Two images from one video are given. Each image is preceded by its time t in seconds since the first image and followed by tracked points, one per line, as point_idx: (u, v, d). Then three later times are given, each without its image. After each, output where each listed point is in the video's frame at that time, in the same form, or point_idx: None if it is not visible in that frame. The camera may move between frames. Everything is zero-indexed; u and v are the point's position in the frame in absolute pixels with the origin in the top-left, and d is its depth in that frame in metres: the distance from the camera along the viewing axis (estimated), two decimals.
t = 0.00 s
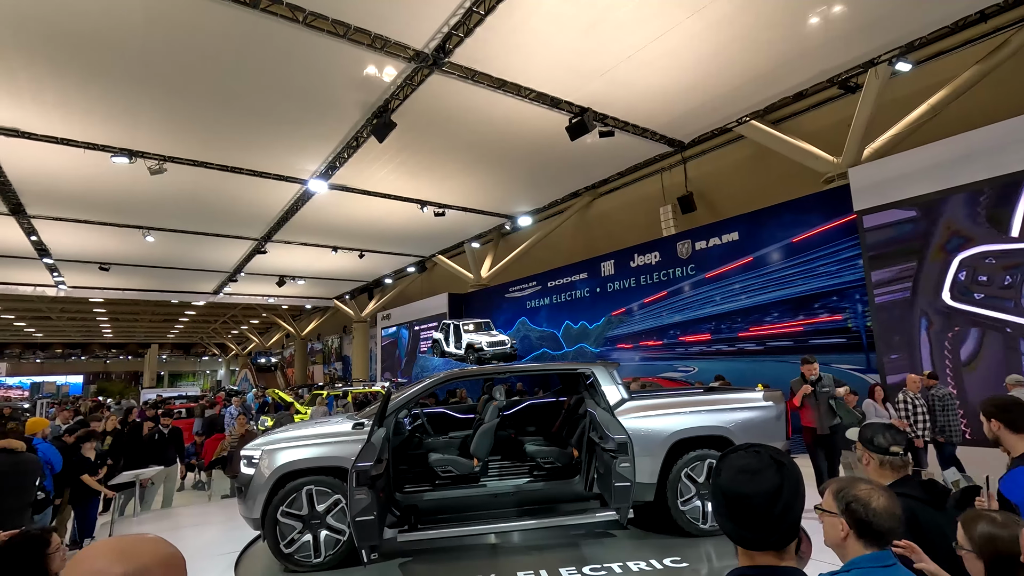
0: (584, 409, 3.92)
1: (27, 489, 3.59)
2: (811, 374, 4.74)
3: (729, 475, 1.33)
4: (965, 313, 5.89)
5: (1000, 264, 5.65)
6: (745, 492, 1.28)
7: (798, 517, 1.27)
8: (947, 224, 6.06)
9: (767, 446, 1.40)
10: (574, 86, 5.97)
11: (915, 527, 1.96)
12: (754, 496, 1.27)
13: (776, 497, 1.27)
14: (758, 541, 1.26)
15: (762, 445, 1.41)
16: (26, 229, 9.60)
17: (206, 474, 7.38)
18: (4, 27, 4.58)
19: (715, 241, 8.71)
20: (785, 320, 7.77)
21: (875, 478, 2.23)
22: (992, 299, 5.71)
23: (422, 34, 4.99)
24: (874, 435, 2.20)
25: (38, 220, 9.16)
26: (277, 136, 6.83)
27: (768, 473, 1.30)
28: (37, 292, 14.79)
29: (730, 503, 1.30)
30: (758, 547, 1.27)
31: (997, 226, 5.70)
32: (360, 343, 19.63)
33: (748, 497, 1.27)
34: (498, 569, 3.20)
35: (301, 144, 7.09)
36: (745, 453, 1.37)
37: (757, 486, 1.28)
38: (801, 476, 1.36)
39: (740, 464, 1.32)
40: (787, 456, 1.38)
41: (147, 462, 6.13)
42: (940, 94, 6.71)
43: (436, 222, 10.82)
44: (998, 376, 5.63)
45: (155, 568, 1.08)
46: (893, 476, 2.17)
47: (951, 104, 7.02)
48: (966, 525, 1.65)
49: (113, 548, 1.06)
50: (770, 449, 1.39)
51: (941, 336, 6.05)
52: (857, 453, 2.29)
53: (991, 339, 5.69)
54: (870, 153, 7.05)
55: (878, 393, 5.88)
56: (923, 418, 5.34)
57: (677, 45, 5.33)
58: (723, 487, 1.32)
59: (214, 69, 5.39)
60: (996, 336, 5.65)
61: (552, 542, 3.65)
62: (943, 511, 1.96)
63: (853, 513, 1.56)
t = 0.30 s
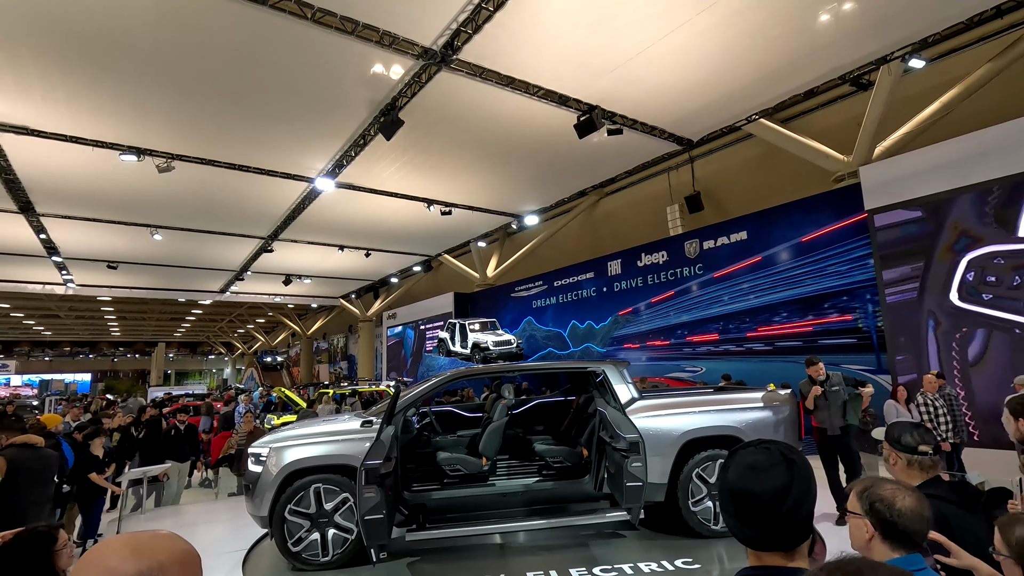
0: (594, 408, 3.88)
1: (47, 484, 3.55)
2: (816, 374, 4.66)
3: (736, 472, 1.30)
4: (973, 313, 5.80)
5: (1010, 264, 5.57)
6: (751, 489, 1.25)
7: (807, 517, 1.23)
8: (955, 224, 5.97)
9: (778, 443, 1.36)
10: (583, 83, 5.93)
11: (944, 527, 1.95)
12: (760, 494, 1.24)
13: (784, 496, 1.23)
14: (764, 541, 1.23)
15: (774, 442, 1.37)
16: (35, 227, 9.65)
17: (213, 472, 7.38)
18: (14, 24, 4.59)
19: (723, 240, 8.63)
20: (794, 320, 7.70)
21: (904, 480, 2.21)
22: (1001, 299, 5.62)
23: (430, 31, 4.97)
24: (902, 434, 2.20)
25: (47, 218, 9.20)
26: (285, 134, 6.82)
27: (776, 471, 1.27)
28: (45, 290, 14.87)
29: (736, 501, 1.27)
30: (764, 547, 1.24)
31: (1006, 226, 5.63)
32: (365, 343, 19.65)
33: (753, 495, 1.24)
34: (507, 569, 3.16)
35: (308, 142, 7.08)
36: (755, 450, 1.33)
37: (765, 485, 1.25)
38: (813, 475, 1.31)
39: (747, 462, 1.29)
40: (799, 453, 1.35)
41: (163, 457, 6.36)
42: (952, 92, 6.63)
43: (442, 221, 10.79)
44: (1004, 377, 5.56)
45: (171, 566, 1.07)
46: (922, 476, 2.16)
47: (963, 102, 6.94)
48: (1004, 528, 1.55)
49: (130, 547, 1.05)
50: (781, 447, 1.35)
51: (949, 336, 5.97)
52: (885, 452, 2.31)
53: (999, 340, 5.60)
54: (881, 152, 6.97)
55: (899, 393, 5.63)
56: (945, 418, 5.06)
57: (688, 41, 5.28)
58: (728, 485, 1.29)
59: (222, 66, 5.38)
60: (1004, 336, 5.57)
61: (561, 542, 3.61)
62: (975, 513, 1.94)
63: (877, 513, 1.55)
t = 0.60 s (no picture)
0: (603, 409, 3.84)
1: (60, 481, 3.44)
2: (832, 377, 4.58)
3: (738, 479, 1.25)
4: (982, 316, 5.70)
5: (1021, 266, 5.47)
6: (753, 497, 1.20)
7: (812, 528, 1.17)
8: (964, 226, 5.88)
9: (784, 450, 1.31)
10: (591, 81, 5.88)
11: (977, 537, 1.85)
12: (762, 502, 1.19)
13: (788, 505, 1.18)
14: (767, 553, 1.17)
15: (780, 448, 1.32)
16: (45, 225, 9.70)
17: (219, 470, 7.38)
18: (23, 22, 4.59)
19: (732, 240, 8.53)
20: (804, 321, 7.61)
21: (933, 488, 2.11)
22: (1011, 302, 5.52)
23: (438, 29, 4.94)
24: (929, 439, 2.09)
25: (56, 217, 9.24)
26: (292, 133, 6.81)
27: (780, 478, 1.21)
28: (55, 288, 14.96)
29: (739, 511, 1.21)
30: (767, 559, 1.19)
31: (1017, 227, 5.53)
32: (372, 342, 19.66)
33: (756, 504, 1.19)
34: (515, 572, 3.12)
35: (315, 141, 7.06)
36: (759, 457, 1.28)
37: (768, 492, 1.20)
38: (820, 484, 1.26)
39: (749, 468, 1.24)
40: (806, 461, 1.29)
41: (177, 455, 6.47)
42: (966, 90, 6.53)
43: (448, 221, 10.77)
44: (1012, 381, 5.47)
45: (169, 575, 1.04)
46: (951, 483, 2.06)
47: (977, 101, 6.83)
48: None
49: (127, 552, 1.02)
50: (788, 453, 1.30)
51: (956, 339, 5.87)
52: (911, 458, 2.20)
53: (1009, 343, 5.50)
54: (893, 151, 6.87)
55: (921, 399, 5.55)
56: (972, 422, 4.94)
57: (697, 39, 5.22)
58: (730, 493, 1.24)
59: (229, 65, 5.37)
60: (1012, 338, 5.48)
61: (568, 545, 3.56)
62: (1008, 522, 1.85)
63: (885, 525, 1.55)
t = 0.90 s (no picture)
0: (610, 412, 3.77)
1: (62, 480, 3.43)
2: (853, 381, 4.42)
3: (737, 490, 1.21)
4: (992, 322, 5.60)
5: None
6: (752, 509, 1.16)
7: (815, 541, 1.13)
8: (973, 229, 5.78)
9: (786, 458, 1.26)
10: (599, 80, 5.83)
11: (1009, 551, 1.74)
12: (762, 515, 1.15)
13: (789, 517, 1.14)
14: (767, 568, 1.14)
15: (781, 457, 1.28)
16: (54, 224, 9.75)
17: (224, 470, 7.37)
18: (31, 20, 4.59)
19: (741, 242, 8.43)
20: (814, 324, 7.51)
21: (957, 499, 2.03)
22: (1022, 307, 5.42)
23: (445, 27, 4.90)
24: (954, 446, 2.03)
25: (65, 216, 9.28)
26: (297, 132, 6.79)
27: (781, 488, 1.17)
28: (64, 287, 15.06)
29: (738, 523, 1.18)
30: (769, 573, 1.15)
31: None
32: (377, 343, 19.68)
33: (755, 516, 1.15)
34: None
35: (321, 140, 7.05)
36: (759, 466, 1.24)
37: (769, 504, 1.16)
38: (824, 493, 1.22)
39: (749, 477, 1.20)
40: (809, 470, 1.25)
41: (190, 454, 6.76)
42: (981, 90, 6.41)
43: (455, 222, 10.74)
44: None
45: None
46: (977, 493, 1.98)
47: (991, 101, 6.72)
48: None
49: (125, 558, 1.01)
50: (790, 462, 1.26)
51: (966, 343, 5.77)
52: (936, 466, 2.11)
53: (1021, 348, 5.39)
54: (905, 152, 6.77)
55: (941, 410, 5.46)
56: (1000, 430, 4.82)
57: (707, 37, 5.15)
58: (729, 505, 1.20)
59: (236, 63, 5.36)
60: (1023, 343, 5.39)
61: (574, 550, 3.50)
62: None
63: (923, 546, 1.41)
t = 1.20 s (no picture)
0: (614, 414, 3.73)
1: (64, 479, 3.44)
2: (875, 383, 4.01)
3: (736, 498, 1.25)
4: (1002, 327, 5.50)
5: None
6: (753, 520, 1.20)
7: (814, 549, 1.19)
8: (983, 232, 5.69)
9: (781, 465, 1.31)
10: (605, 80, 5.79)
11: None
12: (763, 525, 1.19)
13: (789, 528, 1.19)
14: None
15: (777, 463, 1.32)
16: (63, 224, 9.81)
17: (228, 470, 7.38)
18: (39, 20, 4.62)
19: (748, 243, 8.35)
20: (823, 327, 7.42)
21: (971, 507, 1.98)
22: None
23: (451, 26, 4.88)
24: (969, 452, 1.97)
25: (74, 215, 9.34)
26: (304, 132, 6.80)
27: (781, 498, 1.22)
28: (74, 287, 15.18)
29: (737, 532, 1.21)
30: None
31: None
32: (384, 343, 19.70)
33: (756, 527, 1.19)
34: None
35: (327, 140, 7.06)
36: (757, 473, 1.28)
37: (768, 514, 1.20)
38: (821, 499, 1.27)
39: (747, 487, 1.24)
40: (804, 476, 1.31)
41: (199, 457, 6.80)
42: (994, 90, 6.32)
43: (461, 222, 10.73)
44: None
45: None
46: (993, 502, 1.92)
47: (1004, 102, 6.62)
48: None
49: None
50: (786, 468, 1.31)
51: (978, 348, 5.65)
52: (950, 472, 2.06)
53: None
54: (917, 153, 6.68)
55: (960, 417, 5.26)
56: None
57: (714, 36, 5.11)
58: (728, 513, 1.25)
59: (243, 63, 5.37)
60: None
61: (578, 554, 3.45)
62: None
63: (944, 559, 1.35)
